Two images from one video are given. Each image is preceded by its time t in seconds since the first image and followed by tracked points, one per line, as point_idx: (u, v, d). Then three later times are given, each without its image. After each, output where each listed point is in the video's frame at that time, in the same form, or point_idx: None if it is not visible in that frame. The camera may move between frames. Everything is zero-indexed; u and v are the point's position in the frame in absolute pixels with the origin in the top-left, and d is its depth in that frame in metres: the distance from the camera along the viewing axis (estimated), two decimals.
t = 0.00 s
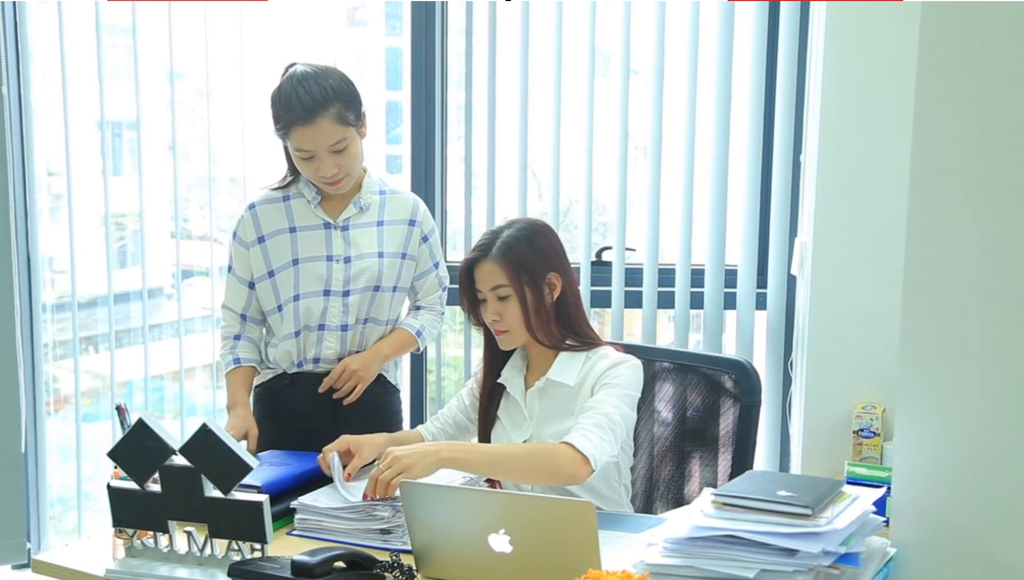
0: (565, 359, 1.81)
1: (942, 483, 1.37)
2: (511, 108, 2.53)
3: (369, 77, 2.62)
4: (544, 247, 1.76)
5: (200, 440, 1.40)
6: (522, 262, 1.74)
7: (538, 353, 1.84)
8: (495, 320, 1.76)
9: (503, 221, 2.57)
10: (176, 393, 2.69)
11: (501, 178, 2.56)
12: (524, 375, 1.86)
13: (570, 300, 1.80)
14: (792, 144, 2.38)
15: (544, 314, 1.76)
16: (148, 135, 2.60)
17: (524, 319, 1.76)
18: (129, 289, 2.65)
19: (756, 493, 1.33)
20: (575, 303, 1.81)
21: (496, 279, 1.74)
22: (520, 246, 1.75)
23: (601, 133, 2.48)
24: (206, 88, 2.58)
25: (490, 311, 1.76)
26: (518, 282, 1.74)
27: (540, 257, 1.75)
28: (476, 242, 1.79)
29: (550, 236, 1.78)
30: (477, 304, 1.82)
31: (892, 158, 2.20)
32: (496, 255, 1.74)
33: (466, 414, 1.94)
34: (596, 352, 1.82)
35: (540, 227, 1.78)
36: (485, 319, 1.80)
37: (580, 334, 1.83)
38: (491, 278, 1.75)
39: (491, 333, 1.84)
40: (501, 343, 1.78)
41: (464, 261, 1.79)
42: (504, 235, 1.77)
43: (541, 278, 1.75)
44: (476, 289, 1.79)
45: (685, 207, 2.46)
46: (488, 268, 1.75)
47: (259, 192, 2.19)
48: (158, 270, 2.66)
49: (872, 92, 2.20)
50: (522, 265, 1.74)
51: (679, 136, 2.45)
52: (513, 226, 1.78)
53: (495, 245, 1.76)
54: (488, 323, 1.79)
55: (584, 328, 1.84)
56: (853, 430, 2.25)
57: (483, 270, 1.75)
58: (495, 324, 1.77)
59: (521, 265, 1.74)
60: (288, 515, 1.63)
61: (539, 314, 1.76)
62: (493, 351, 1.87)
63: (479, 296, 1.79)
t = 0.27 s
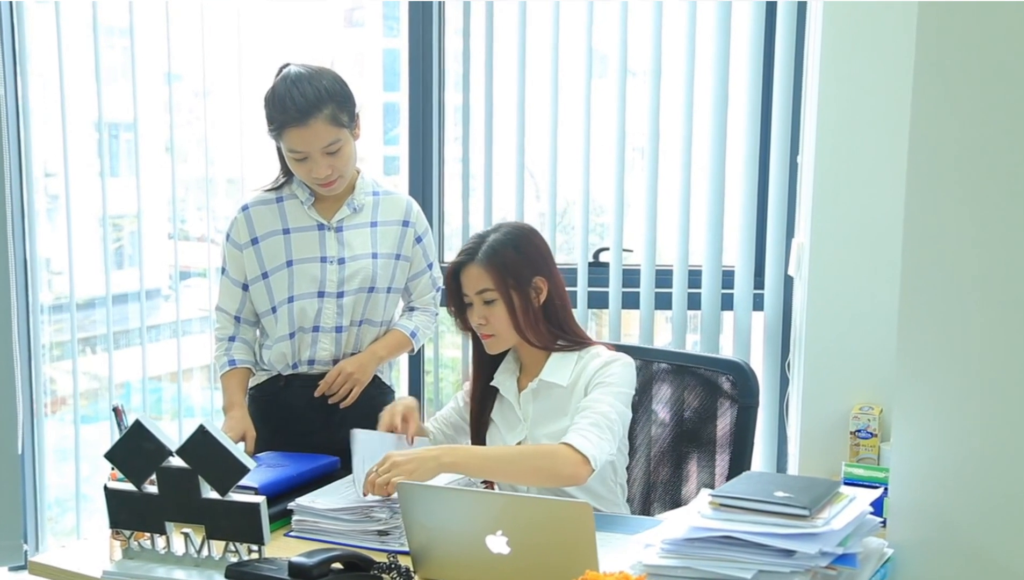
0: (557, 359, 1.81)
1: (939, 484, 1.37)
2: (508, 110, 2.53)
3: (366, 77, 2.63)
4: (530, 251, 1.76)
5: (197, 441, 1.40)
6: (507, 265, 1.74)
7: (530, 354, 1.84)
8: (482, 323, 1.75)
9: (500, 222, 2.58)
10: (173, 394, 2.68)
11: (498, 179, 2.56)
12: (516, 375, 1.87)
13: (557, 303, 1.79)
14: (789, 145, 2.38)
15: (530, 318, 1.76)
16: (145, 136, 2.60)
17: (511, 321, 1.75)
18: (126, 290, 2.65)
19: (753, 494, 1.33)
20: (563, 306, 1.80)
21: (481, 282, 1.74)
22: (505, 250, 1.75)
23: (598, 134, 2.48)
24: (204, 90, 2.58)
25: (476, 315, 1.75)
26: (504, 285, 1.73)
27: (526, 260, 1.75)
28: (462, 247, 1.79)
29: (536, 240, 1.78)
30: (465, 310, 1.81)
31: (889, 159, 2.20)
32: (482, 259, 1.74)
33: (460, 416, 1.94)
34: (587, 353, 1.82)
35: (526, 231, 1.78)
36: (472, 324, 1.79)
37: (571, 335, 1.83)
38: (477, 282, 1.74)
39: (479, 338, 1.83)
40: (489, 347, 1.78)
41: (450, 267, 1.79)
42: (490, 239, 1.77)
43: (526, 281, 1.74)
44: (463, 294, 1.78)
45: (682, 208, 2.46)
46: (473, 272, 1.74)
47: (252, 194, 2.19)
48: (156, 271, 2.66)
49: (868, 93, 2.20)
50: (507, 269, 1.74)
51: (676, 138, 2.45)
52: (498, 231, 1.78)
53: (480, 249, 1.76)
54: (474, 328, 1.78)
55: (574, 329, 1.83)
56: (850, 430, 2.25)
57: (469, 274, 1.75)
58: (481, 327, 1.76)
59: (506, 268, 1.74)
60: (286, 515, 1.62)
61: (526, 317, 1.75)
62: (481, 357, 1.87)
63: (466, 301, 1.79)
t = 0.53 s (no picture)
0: (551, 359, 1.81)
1: (937, 485, 1.37)
2: (506, 111, 2.53)
3: (364, 78, 2.63)
4: (517, 253, 1.76)
5: (195, 442, 1.40)
6: (493, 269, 1.73)
7: (524, 355, 1.84)
8: (470, 326, 1.74)
9: (499, 223, 2.58)
10: (171, 395, 2.68)
11: (496, 180, 2.56)
12: (512, 376, 1.87)
13: (546, 304, 1.79)
14: (786, 146, 2.39)
15: (519, 320, 1.75)
16: (143, 137, 2.60)
17: (500, 324, 1.75)
18: (124, 291, 2.65)
19: (751, 495, 1.33)
20: (554, 307, 1.79)
21: (468, 286, 1.74)
22: (491, 254, 1.74)
23: (596, 135, 2.48)
24: (202, 91, 2.58)
25: (464, 319, 1.75)
26: (491, 288, 1.73)
27: (512, 264, 1.75)
28: (449, 251, 1.79)
29: (522, 242, 1.78)
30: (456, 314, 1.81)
31: (886, 160, 2.21)
32: (468, 263, 1.74)
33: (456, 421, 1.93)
34: (581, 352, 1.82)
35: (512, 234, 1.78)
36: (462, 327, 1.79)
37: (563, 334, 1.82)
38: (464, 286, 1.74)
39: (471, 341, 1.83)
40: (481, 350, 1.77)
41: (439, 272, 1.79)
42: (477, 243, 1.77)
43: (514, 283, 1.74)
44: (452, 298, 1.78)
45: (680, 209, 2.46)
46: (460, 276, 1.74)
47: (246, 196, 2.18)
48: (154, 272, 2.65)
49: (865, 94, 2.20)
50: (493, 272, 1.73)
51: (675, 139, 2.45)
52: (484, 235, 1.78)
53: (466, 254, 1.76)
54: (464, 331, 1.78)
55: (567, 329, 1.82)
56: (848, 431, 2.25)
57: (456, 278, 1.75)
58: (471, 331, 1.75)
59: (492, 271, 1.73)
60: (283, 517, 1.62)
61: (515, 318, 1.75)
62: (473, 360, 1.87)
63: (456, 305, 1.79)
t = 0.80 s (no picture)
0: (550, 360, 1.80)
1: (934, 486, 1.37)
2: (504, 112, 2.53)
3: (363, 80, 2.63)
4: (514, 255, 1.76)
5: (193, 444, 1.40)
6: (490, 271, 1.73)
7: (523, 356, 1.84)
8: (468, 328, 1.75)
9: (497, 224, 2.58)
10: (169, 396, 2.68)
11: (494, 181, 2.56)
12: (512, 376, 1.87)
13: (544, 304, 1.78)
14: (784, 148, 2.39)
15: (517, 321, 1.75)
16: (141, 139, 2.60)
17: (499, 325, 1.75)
18: (122, 293, 2.65)
19: (749, 496, 1.33)
20: (552, 309, 1.79)
21: (466, 289, 1.74)
22: (488, 256, 1.75)
23: (593, 136, 2.48)
24: (199, 92, 2.58)
25: (463, 321, 1.75)
26: (488, 290, 1.73)
27: (510, 265, 1.74)
28: (447, 254, 1.80)
29: (519, 244, 1.77)
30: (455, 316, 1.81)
31: (883, 161, 2.21)
32: (465, 266, 1.75)
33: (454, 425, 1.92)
34: (581, 353, 1.82)
35: (509, 236, 1.78)
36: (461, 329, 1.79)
37: (563, 334, 1.82)
38: (462, 288, 1.75)
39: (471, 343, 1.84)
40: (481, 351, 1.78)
41: (436, 275, 1.79)
42: (474, 245, 1.77)
43: (512, 284, 1.74)
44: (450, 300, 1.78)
45: (678, 211, 2.46)
46: (458, 279, 1.75)
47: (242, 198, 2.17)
48: (152, 273, 2.65)
49: (862, 95, 2.20)
50: (491, 273, 1.74)
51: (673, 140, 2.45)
52: (480, 238, 1.78)
53: (462, 257, 1.76)
54: (463, 333, 1.78)
55: (565, 329, 1.82)
56: (846, 433, 2.25)
57: (453, 281, 1.75)
58: (470, 332, 1.76)
59: (490, 273, 1.74)
60: (280, 519, 1.62)
61: (513, 320, 1.75)
62: (471, 360, 1.87)
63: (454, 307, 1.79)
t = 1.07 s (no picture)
0: (552, 362, 1.80)
1: (933, 488, 1.38)
2: (502, 114, 2.53)
3: (361, 82, 2.64)
4: (516, 256, 1.76)
5: (191, 445, 1.39)
6: (493, 272, 1.73)
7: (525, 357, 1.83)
8: (473, 329, 1.74)
9: (495, 225, 2.58)
10: (167, 398, 2.68)
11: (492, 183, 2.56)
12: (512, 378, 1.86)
13: (546, 304, 1.79)
14: (782, 150, 2.39)
15: (521, 322, 1.75)
16: (139, 140, 2.60)
17: (502, 327, 1.75)
18: (120, 294, 2.65)
19: (747, 498, 1.33)
20: (554, 309, 1.80)
21: (470, 290, 1.74)
22: (491, 257, 1.74)
23: (592, 138, 2.49)
24: (198, 93, 2.57)
25: (467, 322, 1.75)
26: (492, 291, 1.73)
27: (511, 265, 1.74)
28: (448, 255, 1.79)
29: (520, 244, 1.77)
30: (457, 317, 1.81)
31: (881, 163, 2.21)
32: (468, 267, 1.74)
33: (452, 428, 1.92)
34: (584, 355, 1.81)
35: (510, 236, 1.78)
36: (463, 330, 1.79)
37: (564, 334, 1.83)
38: (466, 290, 1.74)
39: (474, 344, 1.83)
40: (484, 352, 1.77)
41: (438, 276, 1.79)
42: (476, 246, 1.77)
43: (515, 285, 1.74)
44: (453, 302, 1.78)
45: (676, 212, 2.46)
46: (461, 280, 1.74)
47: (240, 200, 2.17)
48: (149, 275, 2.65)
49: (860, 97, 2.20)
50: (495, 274, 1.73)
51: (671, 142, 2.45)
52: (482, 238, 1.78)
53: (466, 257, 1.76)
54: (466, 334, 1.78)
55: (566, 330, 1.83)
56: (844, 434, 2.25)
57: (456, 282, 1.75)
58: (473, 334, 1.75)
59: (494, 274, 1.73)
60: (278, 521, 1.62)
61: (517, 320, 1.75)
62: (472, 362, 1.87)
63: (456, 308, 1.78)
